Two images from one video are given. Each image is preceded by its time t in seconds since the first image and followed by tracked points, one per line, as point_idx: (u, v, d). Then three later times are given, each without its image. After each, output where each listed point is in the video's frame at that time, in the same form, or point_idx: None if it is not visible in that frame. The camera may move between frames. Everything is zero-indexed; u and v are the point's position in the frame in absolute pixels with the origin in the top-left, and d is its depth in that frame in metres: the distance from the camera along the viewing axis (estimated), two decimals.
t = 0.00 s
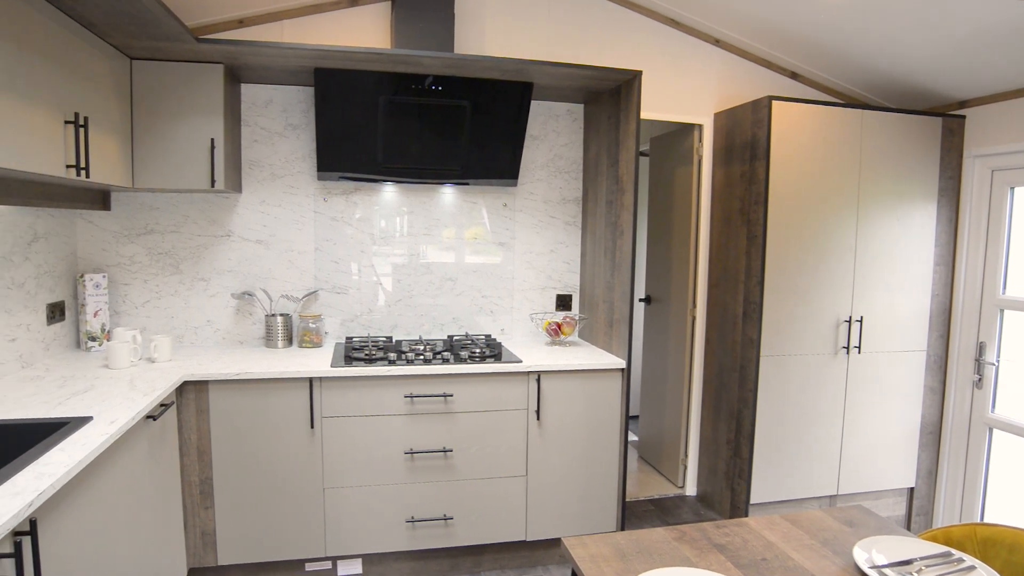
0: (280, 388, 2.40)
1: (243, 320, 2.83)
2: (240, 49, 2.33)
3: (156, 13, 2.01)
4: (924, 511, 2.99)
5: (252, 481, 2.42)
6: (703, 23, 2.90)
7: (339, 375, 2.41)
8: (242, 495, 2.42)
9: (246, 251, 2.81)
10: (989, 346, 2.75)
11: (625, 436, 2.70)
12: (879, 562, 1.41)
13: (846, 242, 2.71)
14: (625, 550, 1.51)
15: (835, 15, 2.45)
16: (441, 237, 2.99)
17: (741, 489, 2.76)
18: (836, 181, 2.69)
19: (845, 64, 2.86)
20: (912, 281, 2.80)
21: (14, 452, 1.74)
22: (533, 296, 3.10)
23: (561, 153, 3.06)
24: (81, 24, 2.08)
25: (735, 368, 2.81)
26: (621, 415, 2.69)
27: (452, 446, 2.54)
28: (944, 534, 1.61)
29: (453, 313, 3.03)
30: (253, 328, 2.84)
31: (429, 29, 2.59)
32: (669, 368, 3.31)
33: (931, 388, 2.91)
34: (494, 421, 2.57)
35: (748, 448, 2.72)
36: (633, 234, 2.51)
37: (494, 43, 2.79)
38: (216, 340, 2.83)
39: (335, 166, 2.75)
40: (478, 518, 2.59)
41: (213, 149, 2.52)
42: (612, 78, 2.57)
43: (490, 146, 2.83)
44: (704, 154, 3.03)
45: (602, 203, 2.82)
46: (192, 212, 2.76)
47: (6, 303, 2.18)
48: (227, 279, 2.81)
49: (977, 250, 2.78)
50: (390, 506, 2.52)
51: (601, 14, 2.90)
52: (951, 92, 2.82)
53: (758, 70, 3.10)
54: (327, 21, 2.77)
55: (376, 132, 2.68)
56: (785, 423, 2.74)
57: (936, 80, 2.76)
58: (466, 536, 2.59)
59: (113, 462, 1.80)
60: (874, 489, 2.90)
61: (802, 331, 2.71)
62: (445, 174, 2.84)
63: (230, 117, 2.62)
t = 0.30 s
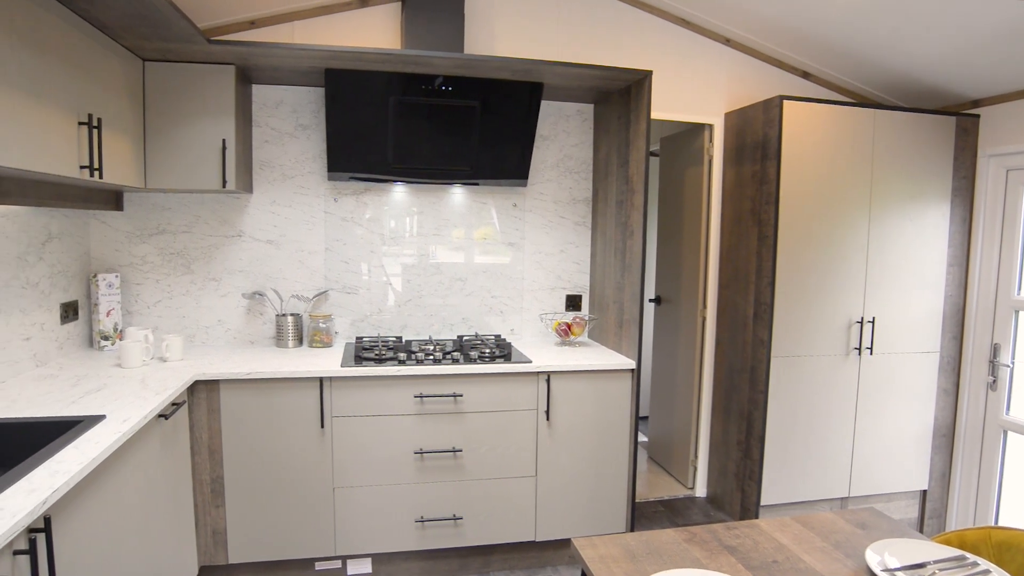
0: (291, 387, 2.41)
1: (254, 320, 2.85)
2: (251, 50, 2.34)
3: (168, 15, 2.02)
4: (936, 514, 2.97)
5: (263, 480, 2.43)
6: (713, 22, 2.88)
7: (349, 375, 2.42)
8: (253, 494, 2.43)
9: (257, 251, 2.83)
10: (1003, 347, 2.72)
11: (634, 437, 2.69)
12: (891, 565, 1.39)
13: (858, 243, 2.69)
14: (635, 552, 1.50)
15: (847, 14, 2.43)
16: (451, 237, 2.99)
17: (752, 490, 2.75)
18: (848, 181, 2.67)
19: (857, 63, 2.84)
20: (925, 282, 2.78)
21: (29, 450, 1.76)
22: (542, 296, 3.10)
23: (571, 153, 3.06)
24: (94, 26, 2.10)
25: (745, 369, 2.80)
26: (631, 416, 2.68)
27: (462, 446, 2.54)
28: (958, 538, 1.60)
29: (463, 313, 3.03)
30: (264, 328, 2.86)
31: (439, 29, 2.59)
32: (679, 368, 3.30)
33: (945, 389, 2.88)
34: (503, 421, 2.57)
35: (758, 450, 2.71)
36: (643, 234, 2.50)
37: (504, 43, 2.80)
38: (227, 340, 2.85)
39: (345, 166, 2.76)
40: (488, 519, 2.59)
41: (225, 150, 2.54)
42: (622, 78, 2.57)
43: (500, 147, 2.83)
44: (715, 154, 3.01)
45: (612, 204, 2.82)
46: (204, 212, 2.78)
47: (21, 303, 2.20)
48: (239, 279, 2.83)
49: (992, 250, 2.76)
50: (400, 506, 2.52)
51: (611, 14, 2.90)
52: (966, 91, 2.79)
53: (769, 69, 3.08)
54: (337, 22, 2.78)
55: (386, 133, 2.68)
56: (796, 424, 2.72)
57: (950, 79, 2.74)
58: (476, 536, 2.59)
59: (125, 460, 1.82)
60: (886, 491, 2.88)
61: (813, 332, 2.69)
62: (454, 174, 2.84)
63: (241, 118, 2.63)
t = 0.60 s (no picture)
0: (303, 387, 2.42)
1: (266, 320, 2.86)
2: (264, 51, 2.35)
3: (182, 17, 2.04)
4: (951, 517, 2.94)
5: (275, 479, 2.45)
6: (725, 22, 2.87)
7: (360, 375, 2.43)
8: (265, 493, 2.45)
9: (269, 252, 2.84)
10: (1020, 349, 2.69)
11: (645, 438, 2.68)
12: (906, 570, 1.37)
13: (872, 243, 2.67)
14: (647, 553, 1.50)
15: (860, 13, 2.42)
16: (462, 238, 3.00)
17: (764, 492, 2.73)
18: (862, 181, 2.65)
19: (871, 62, 2.82)
20: (941, 283, 2.75)
21: (45, 448, 1.78)
22: (553, 296, 3.10)
23: (582, 153, 3.05)
24: (109, 28, 2.12)
25: (757, 371, 2.79)
26: (642, 417, 2.67)
27: (473, 446, 2.54)
28: (975, 542, 1.58)
29: (474, 313, 3.04)
30: (276, 328, 2.87)
31: (450, 30, 2.60)
32: (690, 369, 3.29)
33: (960, 392, 2.85)
34: (514, 422, 2.57)
35: (770, 451, 2.69)
36: (654, 235, 2.50)
37: (515, 44, 2.80)
38: (240, 339, 2.86)
39: (357, 167, 2.77)
40: (498, 519, 2.60)
41: (237, 151, 2.55)
42: (633, 78, 2.56)
43: (510, 147, 2.83)
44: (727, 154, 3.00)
45: (623, 204, 2.81)
46: (217, 213, 2.80)
47: (37, 302, 2.22)
48: (251, 279, 2.85)
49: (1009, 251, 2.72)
50: (411, 505, 2.53)
51: (622, 14, 2.89)
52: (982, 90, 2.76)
53: (781, 69, 3.07)
54: (349, 23, 2.79)
55: (397, 133, 2.69)
56: (808, 426, 2.71)
57: (965, 78, 2.71)
58: (486, 536, 2.59)
59: (139, 459, 1.83)
60: (900, 494, 2.86)
61: (826, 333, 2.68)
62: (466, 175, 2.84)
63: (254, 119, 2.65)
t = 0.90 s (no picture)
0: (316, 386, 2.44)
1: (280, 320, 2.88)
2: (277, 53, 2.37)
3: (197, 19, 2.06)
4: (968, 521, 2.91)
5: (289, 478, 2.46)
6: (739, 21, 2.86)
7: (373, 375, 2.44)
8: (278, 492, 2.46)
9: (283, 252, 2.86)
10: None
11: (658, 439, 2.67)
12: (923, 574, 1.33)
13: (887, 244, 2.65)
14: (659, 555, 1.49)
15: (875, 11, 2.40)
16: (474, 238, 3.00)
17: (777, 494, 2.72)
18: (878, 181, 2.63)
19: (886, 61, 2.80)
20: (958, 284, 2.72)
21: (62, 446, 1.80)
22: (565, 297, 3.10)
23: (595, 154, 3.05)
24: (126, 31, 2.14)
25: (771, 372, 2.77)
26: (654, 418, 2.67)
27: (485, 447, 2.54)
28: (993, 546, 1.56)
29: (486, 314, 3.04)
30: (289, 328, 2.89)
31: (463, 30, 2.60)
32: (703, 370, 3.27)
33: (978, 394, 2.82)
34: (526, 422, 2.57)
35: (784, 453, 2.67)
36: (667, 235, 2.49)
37: (527, 44, 2.80)
38: (254, 339, 2.88)
39: (370, 167, 2.78)
40: (510, 520, 2.60)
41: (251, 152, 2.57)
42: (646, 78, 2.55)
43: (522, 147, 2.83)
44: (740, 154, 2.99)
45: (636, 204, 2.81)
46: (231, 213, 2.82)
47: (55, 302, 2.25)
48: (265, 279, 2.87)
49: None
50: (423, 505, 2.54)
51: (635, 14, 2.89)
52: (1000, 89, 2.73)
53: (795, 69, 3.05)
54: (362, 24, 2.80)
55: (409, 134, 2.70)
56: (822, 428, 2.69)
57: (983, 76, 2.68)
58: (498, 537, 2.59)
59: (154, 457, 1.85)
60: (916, 497, 2.83)
61: (841, 335, 2.66)
62: (478, 175, 2.85)
63: (267, 120, 2.67)
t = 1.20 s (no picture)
0: (324, 386, 2.44)
1: (287, 320, 2.89)
2: (285, 54, 2.37)
3: (206, 20, 2.07)
4: (978, 524, 2.89)
5: (296, 477, 2.47)
6: (747, 21, 2.85)
7: (381, 374, 2.44)
8: (286, 492, 2.47)
9: (291, 252, 2.87)
10: None
11: (665, 439, 2.67)
12: None
13: (896, 244, 2.63)
14: (666, 556, 1.49)
15: (884, 10, 2.39)
16: (481, 238, 3.00)
17: (785, 495, 2.71)
18: (887, 182, 2.61)
19: (896, 60, 2.79)
20: (968, 285, 2.71)
21: (72, 445, 1.81)
22: (573, 297, 3.10)
23: (602, 154, 3.05)
24: (135, 32, 2.15)
25: (779, 373, 2.76)
26: (661, 418, 2.66)
27: (492, 447, 2.55)
28: (1004, 549, 1.55)
29: (493, 314, 3.04)
30: (297, 328, 2.90)
31: (470, 31, 2.61)
32: (711, 371, 3.26)
33: (988, 396, 2.80)
34: (533, 422, 2.57)
35: (792, 454, 2.66)
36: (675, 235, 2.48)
37: (534, 45, 2.80)
38: (262, 339, 2.90)
39: (377, 168, 2.79)
40: (516, 520, 2.60)
41: (259, 153, 2.58)
42: (653, 78, 2.55)
43: (530, 148, 2.83)
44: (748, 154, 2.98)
45: (644, 204, 2.80)
46: (240, 213, 2.83)
47: (65, 301, 2.26)
48: (272, 279, 2.88)
49: None
50: (430, 505, 2.54)
51: (643, 14, 2.88)
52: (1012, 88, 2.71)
53: (804, 68, 3.04)
54: (370, 25, 2.81)
55: (417, 134, 2.70)
56: (830, 429, 2.68)
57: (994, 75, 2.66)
58: (505, 537, 2.59)
59: (163, 456, 1.86)
60: (926, 499, 2.81)
61: (850, 335, 2.64)
62: (485, 175, 2.85)
63: (276, 121, 2.68)
